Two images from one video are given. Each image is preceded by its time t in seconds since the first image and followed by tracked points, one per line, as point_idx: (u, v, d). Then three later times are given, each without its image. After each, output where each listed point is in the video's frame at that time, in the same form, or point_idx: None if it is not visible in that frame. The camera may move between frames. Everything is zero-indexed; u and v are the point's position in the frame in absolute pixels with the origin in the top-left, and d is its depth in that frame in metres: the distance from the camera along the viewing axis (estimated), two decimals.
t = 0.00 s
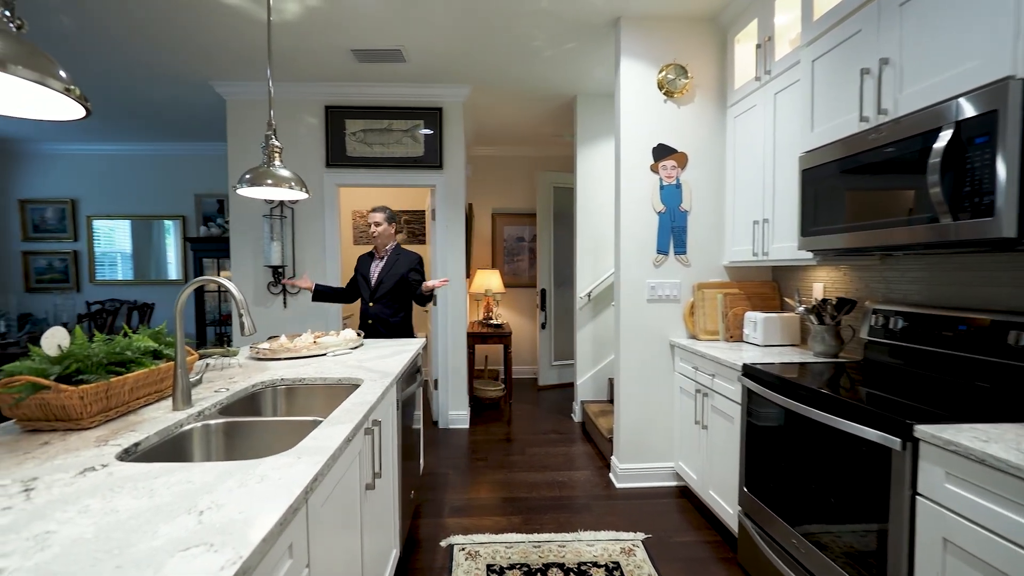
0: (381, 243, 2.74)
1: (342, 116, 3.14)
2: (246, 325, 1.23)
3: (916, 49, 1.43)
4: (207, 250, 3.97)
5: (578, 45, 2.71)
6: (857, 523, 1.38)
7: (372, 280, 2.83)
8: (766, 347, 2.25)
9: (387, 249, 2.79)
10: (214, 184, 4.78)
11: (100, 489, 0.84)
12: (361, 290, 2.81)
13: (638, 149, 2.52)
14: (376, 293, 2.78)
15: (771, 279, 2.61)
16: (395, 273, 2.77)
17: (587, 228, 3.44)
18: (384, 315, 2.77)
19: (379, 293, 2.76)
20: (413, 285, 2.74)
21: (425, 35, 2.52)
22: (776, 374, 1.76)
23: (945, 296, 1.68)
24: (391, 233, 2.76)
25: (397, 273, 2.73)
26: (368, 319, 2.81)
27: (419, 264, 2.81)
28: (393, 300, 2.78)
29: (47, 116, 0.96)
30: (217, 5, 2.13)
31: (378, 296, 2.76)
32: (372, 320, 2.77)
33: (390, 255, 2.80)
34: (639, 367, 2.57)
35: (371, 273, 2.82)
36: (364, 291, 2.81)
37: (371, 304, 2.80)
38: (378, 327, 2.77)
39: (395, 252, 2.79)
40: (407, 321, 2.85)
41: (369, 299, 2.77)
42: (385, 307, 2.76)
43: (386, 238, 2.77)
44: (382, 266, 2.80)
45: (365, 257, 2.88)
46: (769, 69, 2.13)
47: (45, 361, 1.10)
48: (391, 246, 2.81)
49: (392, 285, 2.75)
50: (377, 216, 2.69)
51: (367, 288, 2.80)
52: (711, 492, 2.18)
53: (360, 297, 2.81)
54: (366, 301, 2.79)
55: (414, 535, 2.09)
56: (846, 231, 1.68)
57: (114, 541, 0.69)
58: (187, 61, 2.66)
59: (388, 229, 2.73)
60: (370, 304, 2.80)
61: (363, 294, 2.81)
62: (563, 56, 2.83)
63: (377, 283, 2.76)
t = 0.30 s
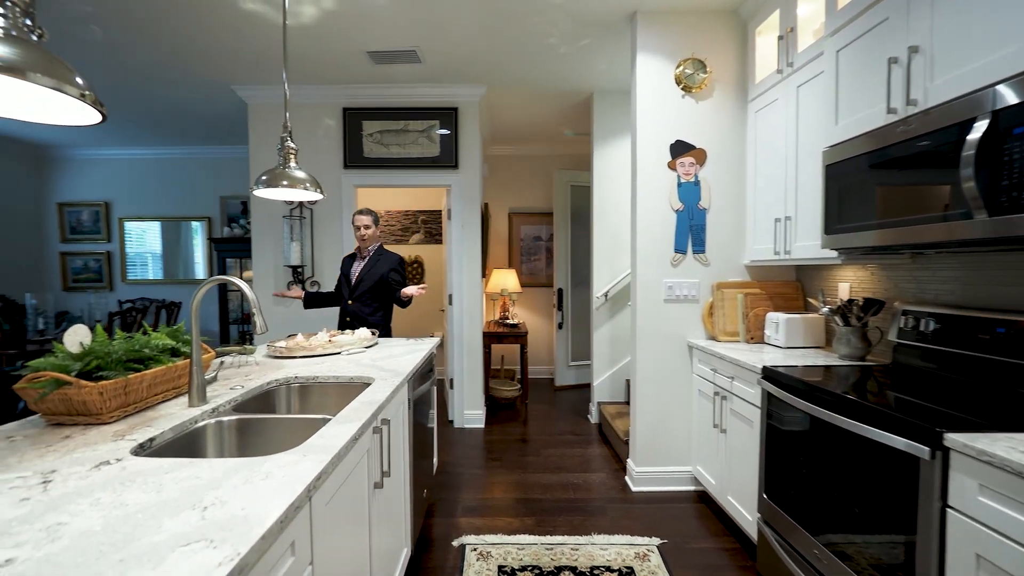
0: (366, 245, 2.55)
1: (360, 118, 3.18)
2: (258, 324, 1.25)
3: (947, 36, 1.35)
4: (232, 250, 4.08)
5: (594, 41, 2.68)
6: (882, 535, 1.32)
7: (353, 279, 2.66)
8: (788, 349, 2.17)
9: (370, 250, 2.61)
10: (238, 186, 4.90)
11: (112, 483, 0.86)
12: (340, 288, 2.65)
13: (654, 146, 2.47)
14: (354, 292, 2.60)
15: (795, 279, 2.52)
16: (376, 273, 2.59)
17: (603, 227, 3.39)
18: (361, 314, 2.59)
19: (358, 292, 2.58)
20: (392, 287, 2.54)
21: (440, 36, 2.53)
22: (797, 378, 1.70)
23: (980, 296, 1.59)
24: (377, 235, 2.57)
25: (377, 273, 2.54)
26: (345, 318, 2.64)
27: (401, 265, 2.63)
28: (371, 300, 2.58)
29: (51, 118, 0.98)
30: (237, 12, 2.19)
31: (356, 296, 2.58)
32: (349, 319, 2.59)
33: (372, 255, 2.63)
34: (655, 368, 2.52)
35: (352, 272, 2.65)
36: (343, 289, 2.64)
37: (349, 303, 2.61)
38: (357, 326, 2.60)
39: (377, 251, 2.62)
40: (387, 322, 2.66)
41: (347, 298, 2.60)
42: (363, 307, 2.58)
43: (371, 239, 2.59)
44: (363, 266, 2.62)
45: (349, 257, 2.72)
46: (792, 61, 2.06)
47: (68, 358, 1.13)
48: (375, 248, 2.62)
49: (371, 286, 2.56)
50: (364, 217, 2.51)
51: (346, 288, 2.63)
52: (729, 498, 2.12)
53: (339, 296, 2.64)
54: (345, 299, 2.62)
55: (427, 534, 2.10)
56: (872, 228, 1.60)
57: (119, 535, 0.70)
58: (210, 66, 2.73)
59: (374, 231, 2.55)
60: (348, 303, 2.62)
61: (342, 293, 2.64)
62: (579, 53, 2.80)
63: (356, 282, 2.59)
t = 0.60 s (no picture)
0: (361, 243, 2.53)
1: (381, 120, 3.22)
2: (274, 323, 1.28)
3: (985, 21, 1.28)
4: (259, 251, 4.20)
5: (613, 38, 2.64)
6: (911, 548, 1.25)
7: (348, 279, 2.62)
8: (815, 352, 2.10)
9: (364, 249, 2.56)
10: (265, 189, 5.05)
11: (133, 474, 0.89)
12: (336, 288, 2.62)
13: (675, 143, 2.42)
14: (350, 292, 2.57)
15: (823, 279, 2.43)
16: (371, 272, 2.55)
17: (623, 226, 3.35)
18: (358, 313, 2.56)
19: (354, 291, 2.55)
20: (388, 285, 2.51)
21: (457, 37, 2.55)
22: (821, 382, 1.64)
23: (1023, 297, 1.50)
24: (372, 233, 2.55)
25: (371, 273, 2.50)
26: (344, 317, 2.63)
27: (396, 263, 2.58)
28: (367, 299, 2.55)
29: (50, 118, 0.99)
30: (261, 19, 2.25)
31: (351, 296, 2.55)
32: (348, 318, 2.58)
33: (366, 254, 2.57)
34: (675, 370, 2.47)
35: (347, 272, 2.61)
36: (340, 290, 2.61)
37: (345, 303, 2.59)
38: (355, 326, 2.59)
39: (371, 250, 2.57)
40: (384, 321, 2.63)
41: (343, 298, 2.57)
42: (360, 306, 2.55)
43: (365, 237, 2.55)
44: (357, 265, 2.57)
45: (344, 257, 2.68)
46: (818, 53, 1.99)
47: (96, 354, 1.18)
48: (369, 246, 2.58)
49: (365, 285, 2.52)
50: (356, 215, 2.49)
51: (342, 287, 2.59)
52: (751, 504, 2.06)
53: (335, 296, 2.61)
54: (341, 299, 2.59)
55: (443, 532, 2.11)
56: (903, 226, 1.52)
57: (134, 525, 0.73)
58: (238, 73, 2.82)
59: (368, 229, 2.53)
60: (345, 303, 2.60)
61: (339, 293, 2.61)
62: (598, 50, 2.76)
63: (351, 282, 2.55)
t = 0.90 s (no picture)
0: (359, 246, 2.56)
1: (400, 122, 3.27)
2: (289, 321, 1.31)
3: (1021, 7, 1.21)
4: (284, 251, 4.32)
5: (631, 35, 2.61)
6: (938, 560, 1.20)
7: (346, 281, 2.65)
8: (840, 354, 2.03)
9: (361, 252, 2.59)
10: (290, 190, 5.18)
11: (154, 465, 0.93)
12: (334, 290, 2.64)
13: (694, 140, 2.37)
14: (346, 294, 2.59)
15: (850, 279, 2.35)
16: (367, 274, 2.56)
17: (642, 224, 3.30)
18: (354, 315, 2.58)
19: (350, 293, 2.57)
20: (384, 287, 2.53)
21: (474, 37, 2.56)
22: (844, 385, 1.58)
23: None
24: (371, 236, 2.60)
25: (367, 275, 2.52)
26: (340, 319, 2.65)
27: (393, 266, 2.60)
28: (362, 301, 2.56)
29: (49, 118, 1.00)
30: (283, 25, 2.31)
31: (347, 298, 2.57)
32: (343, 320, 2.60)
33: (364, 257, 2.60)
34: (693, 371, 2.42)
35: (345, 274, 2.64)
36: (336, 291, 2.63)
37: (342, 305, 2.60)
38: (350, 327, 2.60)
39: (369, 253, 2.60)
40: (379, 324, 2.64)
41: (340, 299, 2.59)
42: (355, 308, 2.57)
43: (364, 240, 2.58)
44: (354, 268, 2.60)
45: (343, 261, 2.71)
46: (844, 44, 1.92)
47: (123, 349, 1.24)
48: (367, 250, 2.61)
49: (361, 288, 2.53)
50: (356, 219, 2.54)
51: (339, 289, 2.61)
52: (772, 510, 2.01)
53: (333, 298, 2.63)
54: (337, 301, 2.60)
55: (457, 530, 2.13)
56: (932, 223, 1.46)
57: (150, 514, 0.76)
58: (262, 77, 2.91)
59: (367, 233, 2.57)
60: (342, 305, 2.62)
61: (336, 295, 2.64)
62: (616, 47, 2.74)
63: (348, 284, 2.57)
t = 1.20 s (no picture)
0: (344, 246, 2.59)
1: (416, 123, 3.31)
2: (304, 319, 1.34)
3: None
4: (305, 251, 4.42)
5: (647, 32, 2.58)
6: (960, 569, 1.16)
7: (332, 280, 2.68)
8: (861, 356, 1.97)
9: (345, 251, 2.62)
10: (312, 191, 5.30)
11: (172, 455, 0.97)
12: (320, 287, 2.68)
13: (710, 137, 2.33)
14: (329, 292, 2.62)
15: (873, 279, 2.28)
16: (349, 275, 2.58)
17: (658, 223, 3.27)
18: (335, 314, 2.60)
19: (332, 292, 2.59)
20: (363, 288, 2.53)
21: (488, 38, 2.58)
22: (863, 387, 1.54)
23: None
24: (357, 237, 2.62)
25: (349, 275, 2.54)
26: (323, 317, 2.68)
27: (375, 269, 2.60)
28: (342, 301, 2.57)
29: (57, 120, 1.03)
30: (302, 30, 2.37)
31: (329, 296, 2.60)
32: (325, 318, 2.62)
33: (348, 257, 2.62)
34: (709, 372, 2.39)
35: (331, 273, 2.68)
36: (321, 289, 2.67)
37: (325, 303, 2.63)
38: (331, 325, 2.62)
39: (353, 254, 2.61)
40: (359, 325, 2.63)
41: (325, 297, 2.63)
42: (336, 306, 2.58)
43: (349, 241, 2.61)
44: (338, 267, 2.63)
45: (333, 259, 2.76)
46: (866, 37, 1.86)
47: (147, 344, 1.29)
48: (353, 251, 2.63)
49: (341, 288, 2.55)
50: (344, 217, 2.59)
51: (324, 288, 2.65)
52: (789, 515, 1.96)
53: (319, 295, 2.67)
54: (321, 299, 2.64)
55: (470, 527, 2.15)
56: (958, 221, 1.40)
57: (166, 501, 0.79)
58: (283, 81, 2.98)
59: (352, 233, 2.60)
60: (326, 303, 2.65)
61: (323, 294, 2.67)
62: (631, 45, 2.71)
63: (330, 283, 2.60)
